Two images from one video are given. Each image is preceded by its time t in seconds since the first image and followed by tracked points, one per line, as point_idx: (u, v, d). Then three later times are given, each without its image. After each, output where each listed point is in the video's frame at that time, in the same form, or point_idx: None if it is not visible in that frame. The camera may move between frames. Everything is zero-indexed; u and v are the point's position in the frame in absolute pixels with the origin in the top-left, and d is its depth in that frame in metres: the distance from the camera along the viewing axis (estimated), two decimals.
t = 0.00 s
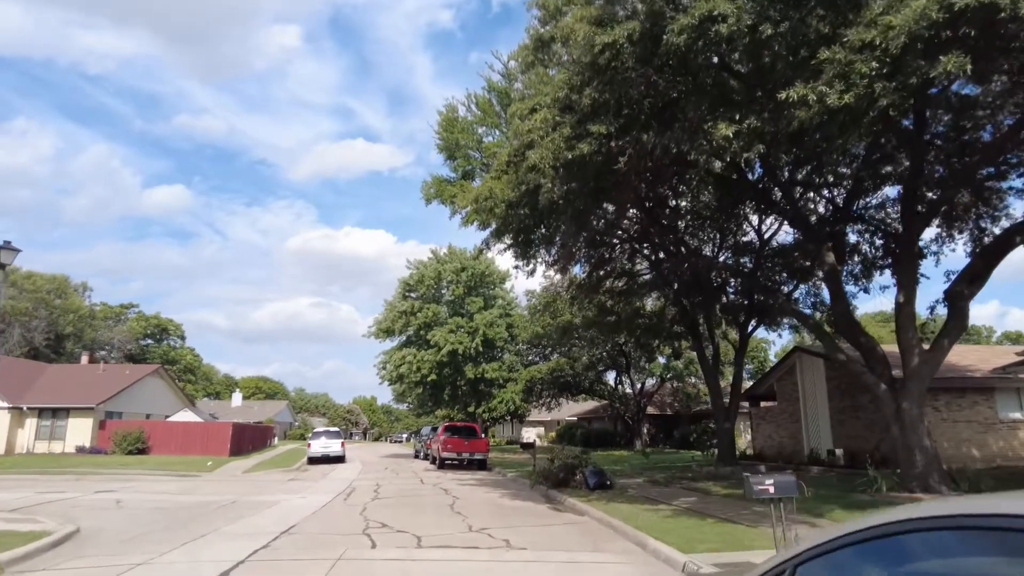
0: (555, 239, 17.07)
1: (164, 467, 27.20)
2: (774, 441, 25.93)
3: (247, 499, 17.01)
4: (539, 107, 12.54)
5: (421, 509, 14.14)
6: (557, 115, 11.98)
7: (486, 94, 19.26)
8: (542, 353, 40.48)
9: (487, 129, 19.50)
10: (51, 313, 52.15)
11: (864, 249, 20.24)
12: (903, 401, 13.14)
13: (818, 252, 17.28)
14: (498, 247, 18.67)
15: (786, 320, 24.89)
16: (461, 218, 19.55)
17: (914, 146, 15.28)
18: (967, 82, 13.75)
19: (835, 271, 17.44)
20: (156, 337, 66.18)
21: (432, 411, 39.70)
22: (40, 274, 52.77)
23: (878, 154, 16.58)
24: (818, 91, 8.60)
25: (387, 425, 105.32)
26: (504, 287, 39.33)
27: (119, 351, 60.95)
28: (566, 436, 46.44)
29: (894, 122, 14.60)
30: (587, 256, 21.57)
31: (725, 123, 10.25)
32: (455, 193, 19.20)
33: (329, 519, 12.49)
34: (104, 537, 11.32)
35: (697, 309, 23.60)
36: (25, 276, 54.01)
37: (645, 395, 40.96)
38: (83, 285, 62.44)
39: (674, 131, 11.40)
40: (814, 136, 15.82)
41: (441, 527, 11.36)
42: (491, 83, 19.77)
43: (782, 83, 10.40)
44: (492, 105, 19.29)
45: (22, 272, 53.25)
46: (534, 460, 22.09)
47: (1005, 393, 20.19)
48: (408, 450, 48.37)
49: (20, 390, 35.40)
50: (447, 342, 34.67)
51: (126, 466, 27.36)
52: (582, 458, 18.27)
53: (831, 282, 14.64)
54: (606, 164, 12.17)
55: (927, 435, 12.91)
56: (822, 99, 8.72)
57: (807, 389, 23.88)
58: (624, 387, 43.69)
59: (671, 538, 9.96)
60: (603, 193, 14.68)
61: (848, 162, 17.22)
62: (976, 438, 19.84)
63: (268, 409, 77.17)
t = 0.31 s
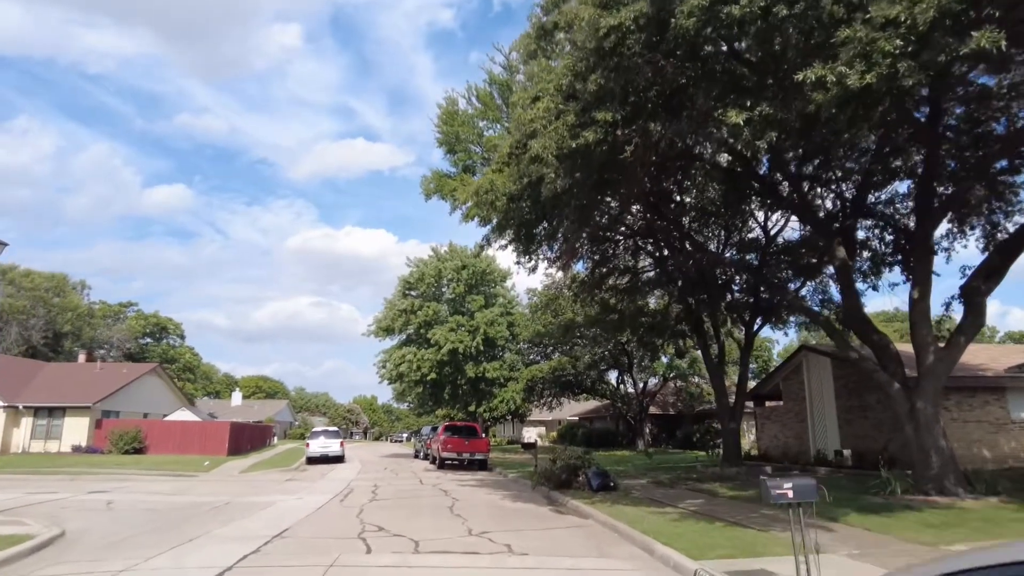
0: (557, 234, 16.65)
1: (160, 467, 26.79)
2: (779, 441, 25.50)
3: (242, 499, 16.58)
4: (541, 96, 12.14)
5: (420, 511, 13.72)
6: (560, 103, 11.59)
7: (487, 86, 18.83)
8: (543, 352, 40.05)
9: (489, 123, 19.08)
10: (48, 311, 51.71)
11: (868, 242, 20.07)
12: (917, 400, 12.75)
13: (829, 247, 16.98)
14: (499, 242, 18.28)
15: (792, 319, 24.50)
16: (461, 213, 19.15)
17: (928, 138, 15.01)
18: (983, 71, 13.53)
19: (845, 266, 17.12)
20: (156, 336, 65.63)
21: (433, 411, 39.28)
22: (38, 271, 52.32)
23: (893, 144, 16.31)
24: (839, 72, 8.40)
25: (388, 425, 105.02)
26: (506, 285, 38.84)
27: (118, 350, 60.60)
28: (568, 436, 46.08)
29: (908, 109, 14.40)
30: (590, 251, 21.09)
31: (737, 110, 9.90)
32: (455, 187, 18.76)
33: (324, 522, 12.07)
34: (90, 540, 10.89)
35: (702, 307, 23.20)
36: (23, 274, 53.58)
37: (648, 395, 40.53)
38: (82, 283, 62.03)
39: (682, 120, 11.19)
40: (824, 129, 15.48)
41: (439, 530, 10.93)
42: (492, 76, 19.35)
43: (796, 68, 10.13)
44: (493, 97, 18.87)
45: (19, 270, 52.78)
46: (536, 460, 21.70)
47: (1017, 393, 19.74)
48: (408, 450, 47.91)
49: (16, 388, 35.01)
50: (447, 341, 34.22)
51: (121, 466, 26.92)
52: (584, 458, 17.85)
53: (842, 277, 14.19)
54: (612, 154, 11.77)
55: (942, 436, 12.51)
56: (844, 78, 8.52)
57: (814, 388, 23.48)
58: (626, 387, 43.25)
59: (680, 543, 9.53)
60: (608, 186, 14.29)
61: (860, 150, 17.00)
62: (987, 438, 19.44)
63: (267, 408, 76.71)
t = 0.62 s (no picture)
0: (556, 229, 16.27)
1: (153, 467, 26.37)
2: (781, 441, 25.14)
3: (233, 500, 16.16)
4: (540, 83, 11.79)
5: (415, 513, 13.32)
6: (561, 90, 11.24)
7: (485, 79, 18.44)
8: (542, 350, 39.64)
9: (487, 116, 18.69)
10: (42, 310, 51.19)
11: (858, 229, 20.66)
12: (928, 398, 12.40)
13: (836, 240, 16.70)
14: (497, 238, 17.89)
15: (795, 317, 24.15)
16: (459, 208, 18.74)
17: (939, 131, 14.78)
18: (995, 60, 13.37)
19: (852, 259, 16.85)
20: (152, 335, 65.06)
21: (430, 410, 38.88)
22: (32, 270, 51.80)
23: (901, 135, 16.43)
24: (857, 49, 8.44)
25: (387, 424, 104.68)
26: (505, 284, 38.43)
27: (115, 350, 60.22)
28: (567, 435, 45.71)
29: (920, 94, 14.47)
30: (590, 247, 20.65)
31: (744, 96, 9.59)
32: (452, 181, 18.33)
33: (315, 524, 11.66)
34: (71, 544, 10.47)
35: (704, 304, 22.87)
36: (17, 272, 53.06)
37: (648, 394, 40.16)
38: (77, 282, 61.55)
39: (685, 109, 10.84)
40: (830, 121, 15.17)
41: (435, 533, 10.53)
42: (490, 68, 18.95)
43: (805, 53, 9.88)
44: (491, 90, 18.47)
45: (13, 268, 52.25)
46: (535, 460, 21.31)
47: None
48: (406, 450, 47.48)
49: (8, 388, 34.58)
50: (445, 339, 33.81)
51: (113, 466, 26.48)
52: (584, 458, 17.47)
53: (850, 273, 13.81)
54: (613, 144, 11.42)
55: (954, 435, 12.17)
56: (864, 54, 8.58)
57: (817, 388, 23.13)
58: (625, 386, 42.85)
59: (685, 547, 9.14)
60: (608, 179, 13.93)
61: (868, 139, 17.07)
62: (995, 438, 19.10)
63: (265, 408, 76.27)
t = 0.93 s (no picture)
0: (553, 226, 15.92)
1: (144, 467, 25.98)
2: (782, 441, 24.82)
3: (223, 502, 15.79)
4: (536, 73, 11.45)
5: (409, 516, 12.97)
6: (557, 80, 10.90)
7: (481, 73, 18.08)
8: (540, 350, 39.29)
9: (483, 111, 18.32)
10: (35, 310, 50.66)
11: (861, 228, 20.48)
12: (935, 397, 12.10)
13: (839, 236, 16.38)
14: (494, 234, 17.53)
15: (795, 315, 23.86)
16: (455, 204, 18.39)
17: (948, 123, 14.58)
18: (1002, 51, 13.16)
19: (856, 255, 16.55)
20: (147, 334, 64.48)
21: (427, 409, 38.52)
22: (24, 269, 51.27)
23: (905, 130, 16.30)
24: (868, 30, 8.24)
25: (384, 424, 104.29)
26: (502, 282, 38.06)
27: (110, 350, 59.77)
28: (565, 435, 45.39)
29: (926, 85, 14.27)
30: (588, 245, 20.29)
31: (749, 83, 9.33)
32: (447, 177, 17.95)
33: (305, 528, 11.30)
34: (50, 549, 10.10)
35: (704, 302, 22.55)
36: (10, 272, 52.54)
37: (646, 393, 39.86)
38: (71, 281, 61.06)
39: (687, 99, 10.58)
40: (834, 114, 14.88)
41: (428, 538, 10.20)
42: (486, 62, 18.59)
43: (810, 39, 9.63)
44: (487, 84, 18.10)
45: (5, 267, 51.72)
46: (532, 460, 20.99)
47: None
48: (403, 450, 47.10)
49: None
50: (442, 339, 33.45)
51: (104, 467, 26.08)
52: (582, 459, 17.14)
53: (854, 269, 13.47)
54: (612, 135, 11.11)
55: (961, 435, 11.88)
56: (877, 36, 8.38)
57: (818, 387, 22.82)
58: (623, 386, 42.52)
59: (687, 551, 8.80)
60: (607, 173, 13.59)
61: (871, 133, 16.92)
62: (1000, 438, 18.82)
63: (261, 409, 75.83)
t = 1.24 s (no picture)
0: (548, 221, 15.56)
1: (132, 467, 25.50)
2: (780, 440, 24.50)
3: (210, 502, 15.35)
4: (531, 59, 11.11)
5: (400, 517, 12.57)
6: (554, 65, 10.56)
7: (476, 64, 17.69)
8: (535, 348, 38.91)
9: (477, 103, 17.91)
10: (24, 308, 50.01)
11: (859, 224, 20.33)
12: (941, 395, 11.77)
13: (842, 230, 16.07)
14: (488, 229, 17.14)
15: (794, 313, 23.57)
16: (449, 198, 17.98)
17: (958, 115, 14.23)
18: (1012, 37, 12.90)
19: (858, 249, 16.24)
20: (139, 333, 63.76)
21: (421, 408, 38.10)
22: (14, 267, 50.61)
23: (908, 122, 16.13)
24: (883, 4, 7.93)
25: (378, 424, 103.80)
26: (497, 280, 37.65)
27: (100, 348, 59.19)
28: (560, 435, 45.05)
29: (932, 75, 14.01)
30: (584, 240, 19.92)
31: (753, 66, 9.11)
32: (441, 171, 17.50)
33: (291, 530, 10.90)
34: (23, 552, 9.67)
35: (701, 299, 22.24)
36: None
37: (642, 392, 39.53)
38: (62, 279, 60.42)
39: (688, 85, 10.33)
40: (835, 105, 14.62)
41: (418, 540, 9.80)
42: (481, 53, 18.19)
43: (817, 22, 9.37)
44: (482, 76, 17.70)
45: None
46: (526, 460, 20.62)
47: None
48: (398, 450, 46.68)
49: None
50: (436, 337, 33.04)
51: (91, 467, 25.58)
52: (578, 458, 16.77)
53: (858, 263, 13.16)
54: (611, 121, 10.79)
55: (968, 434, 11.56)
56: (892, 11, 8.09)
57: (817, 385, 22.52)
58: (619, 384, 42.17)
59: (688, 555, 8.41)
60: (605, 164, 13.23)
61: (873, 125, 16.72)
62: (1002, 437, 18.53)
63: (255, 408, 75.33)
